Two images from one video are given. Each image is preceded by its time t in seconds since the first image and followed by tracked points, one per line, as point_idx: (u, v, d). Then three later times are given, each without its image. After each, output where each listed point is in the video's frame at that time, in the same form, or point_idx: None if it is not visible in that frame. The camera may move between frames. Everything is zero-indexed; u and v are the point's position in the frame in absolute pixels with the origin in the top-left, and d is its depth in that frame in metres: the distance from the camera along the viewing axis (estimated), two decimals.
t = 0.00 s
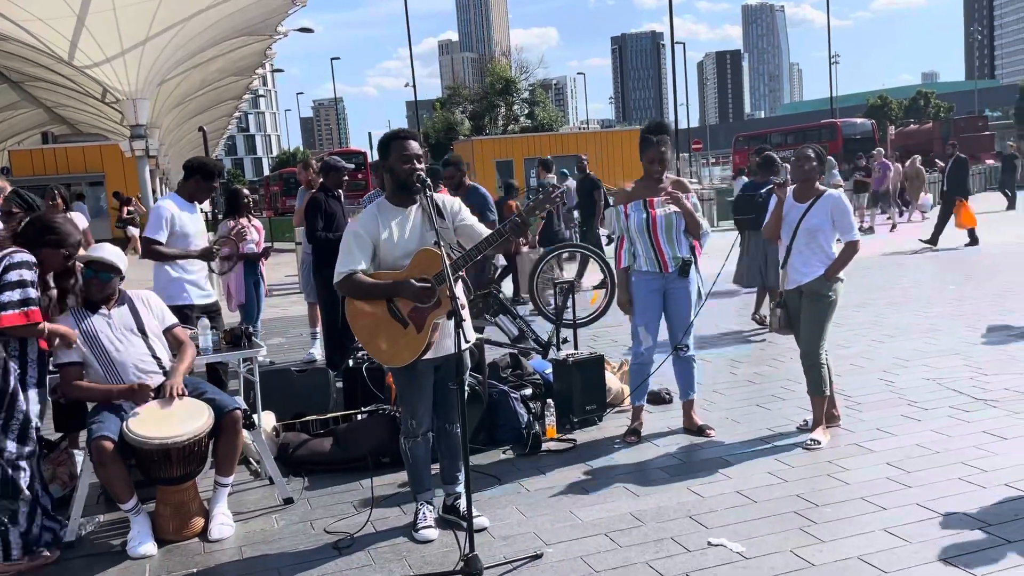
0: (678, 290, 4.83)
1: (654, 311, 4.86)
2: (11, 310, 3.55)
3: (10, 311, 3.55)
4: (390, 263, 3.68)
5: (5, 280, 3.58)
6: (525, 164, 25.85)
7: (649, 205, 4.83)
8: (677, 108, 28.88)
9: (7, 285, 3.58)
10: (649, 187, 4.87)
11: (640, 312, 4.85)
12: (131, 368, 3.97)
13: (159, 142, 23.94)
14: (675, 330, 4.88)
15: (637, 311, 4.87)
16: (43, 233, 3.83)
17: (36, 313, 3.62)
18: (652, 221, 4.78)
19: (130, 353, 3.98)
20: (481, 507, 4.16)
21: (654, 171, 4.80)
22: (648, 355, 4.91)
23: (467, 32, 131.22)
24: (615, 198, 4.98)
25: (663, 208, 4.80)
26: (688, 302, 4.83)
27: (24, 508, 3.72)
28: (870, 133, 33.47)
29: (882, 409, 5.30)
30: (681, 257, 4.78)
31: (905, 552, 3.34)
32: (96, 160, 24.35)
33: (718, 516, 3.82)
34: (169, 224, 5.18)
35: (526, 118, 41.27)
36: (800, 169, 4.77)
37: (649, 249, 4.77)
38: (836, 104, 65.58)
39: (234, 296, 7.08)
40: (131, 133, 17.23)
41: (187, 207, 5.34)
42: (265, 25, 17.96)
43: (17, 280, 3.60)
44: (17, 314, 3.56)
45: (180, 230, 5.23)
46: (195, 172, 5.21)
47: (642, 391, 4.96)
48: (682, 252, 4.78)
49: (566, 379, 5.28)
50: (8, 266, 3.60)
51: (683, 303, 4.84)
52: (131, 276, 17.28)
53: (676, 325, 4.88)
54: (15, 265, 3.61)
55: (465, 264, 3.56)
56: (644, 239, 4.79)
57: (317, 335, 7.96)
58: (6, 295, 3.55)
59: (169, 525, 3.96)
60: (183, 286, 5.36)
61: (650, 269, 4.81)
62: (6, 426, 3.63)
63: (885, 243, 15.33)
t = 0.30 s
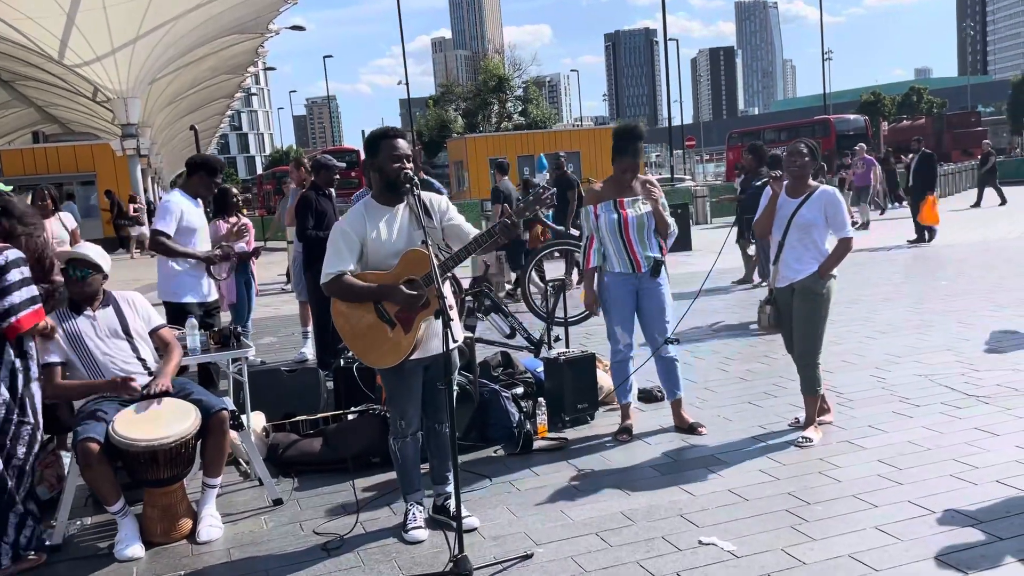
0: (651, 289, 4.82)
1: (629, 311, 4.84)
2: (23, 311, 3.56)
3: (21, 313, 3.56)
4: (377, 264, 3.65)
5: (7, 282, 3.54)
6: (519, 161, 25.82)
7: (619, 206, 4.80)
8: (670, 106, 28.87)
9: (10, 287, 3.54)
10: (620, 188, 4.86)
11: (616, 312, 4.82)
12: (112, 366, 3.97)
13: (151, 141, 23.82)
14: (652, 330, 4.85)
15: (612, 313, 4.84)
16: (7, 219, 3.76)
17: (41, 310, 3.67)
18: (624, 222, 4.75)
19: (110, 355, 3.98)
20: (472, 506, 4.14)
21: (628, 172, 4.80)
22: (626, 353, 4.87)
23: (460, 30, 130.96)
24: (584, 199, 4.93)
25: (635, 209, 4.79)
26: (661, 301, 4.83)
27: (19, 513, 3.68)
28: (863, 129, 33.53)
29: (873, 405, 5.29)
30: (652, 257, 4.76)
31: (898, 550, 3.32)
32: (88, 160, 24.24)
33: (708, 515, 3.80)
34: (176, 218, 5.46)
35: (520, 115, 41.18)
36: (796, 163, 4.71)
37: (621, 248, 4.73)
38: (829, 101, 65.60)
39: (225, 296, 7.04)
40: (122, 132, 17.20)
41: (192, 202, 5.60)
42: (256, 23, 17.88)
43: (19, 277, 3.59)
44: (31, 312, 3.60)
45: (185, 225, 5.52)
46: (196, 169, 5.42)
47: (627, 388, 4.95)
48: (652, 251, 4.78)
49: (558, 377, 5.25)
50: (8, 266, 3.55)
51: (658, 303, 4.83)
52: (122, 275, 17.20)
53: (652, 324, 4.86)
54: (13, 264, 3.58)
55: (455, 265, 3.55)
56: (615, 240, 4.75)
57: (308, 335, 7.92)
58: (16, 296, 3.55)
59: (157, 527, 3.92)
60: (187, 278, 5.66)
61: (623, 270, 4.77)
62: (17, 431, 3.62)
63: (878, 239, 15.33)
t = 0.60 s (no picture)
0: (641, 285, 4.80)
1: (622, 309, 4.82)
2: (42, 312, 3.72)
3: (37, 315, 3.69)
4: (368, 261, 3.63)
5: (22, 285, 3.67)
6: (515, 159, 25.78)
7: (609, 206, 4.75)
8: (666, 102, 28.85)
9: (28, 290, 3.69)
10: (608, 187, 4.81)
11: (608, 311, 4.78)
12: (105, 365, 3.92)
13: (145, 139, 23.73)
14: (640, 328, 4.85)
15: (603, 312, 4.80)
16: None
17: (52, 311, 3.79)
18: (617, 222, 4.69)
19: (102, 355, 3.93)
20: (466, 505, 4.11)
21: (617, 173, 4.77)
22: (617, 350, 4.85)
23: (456, 27, 130.74)
24: (571, 199, 4.85)
25: (625, 207, 4.75)
26: (650, 298, 4.82)
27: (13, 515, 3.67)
28: (858, 125, 33.55)
29: (869, 402, 5.27)
30: (642, 252, 4.75)
31: (894, 547, 3.31)
32: (82, 158, 24.15)
33: (703, 513, 3.78)
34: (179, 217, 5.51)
35: (516, 112, 41.13)
36: (796, 159, 4.70)
37: (614, 245, 4.69)
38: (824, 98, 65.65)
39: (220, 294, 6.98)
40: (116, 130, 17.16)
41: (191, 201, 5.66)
42: (251, 21, 17.82)
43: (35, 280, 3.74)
44: (47, 314, 3.75)
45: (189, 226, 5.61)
46: (194, 168, 5.55)
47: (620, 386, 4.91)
48: (641, 246, 4.76)
49: (553, 374, 5.22)
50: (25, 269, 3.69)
51: (648, 300, 4.83)
52: (116, 273, 17.13)
53: (640, 322, 4.86)
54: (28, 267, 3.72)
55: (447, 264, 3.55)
56: (609, 241, 4.70)
57: (303, 333, 7.89)
58: (35, 298, 3.70)
59: (148, 528, 3.89)
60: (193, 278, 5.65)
61: (616, 268, 4.74)
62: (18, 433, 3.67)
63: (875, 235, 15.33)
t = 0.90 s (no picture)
0: (640, 281, 4.79)
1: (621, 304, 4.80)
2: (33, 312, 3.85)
3: (31, 314, 3.84)
4: (362, 257, 3.60)
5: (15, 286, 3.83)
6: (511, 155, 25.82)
7: (612, 204, 4.74)
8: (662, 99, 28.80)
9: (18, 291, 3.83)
10: (607, 182, 4.80)
11: (608, 307, 4.75)
12: (96, 363, 3.88)
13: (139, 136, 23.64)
14: (640, 325, 4.85)
15: (602, 308, 4.77)
16: None
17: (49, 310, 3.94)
18: (620, 218, 4.69)
19: (95, 353, 3.88)
20: (462, 503, 4.09)
21: (619, 168, 4.76)
22: (615, 346, 4.83)
23: (451, 24, 130.52)
24: (571, 194, 4.81)
25: (626, 202, 4.77)
26: (650, 294, 4.82)
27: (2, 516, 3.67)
28: (854, 121, 33.59)
29: (866, 398, 5.25)
30: (642, 247, 4.75)
31: (891, 544, 3.29)
32: (76, 155, 24.06)
33: (699, 510, 3.76)
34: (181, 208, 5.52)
35: (511, 109, 41.09)
36: (796, 155, 4.70)
37: (617, 240, 4.66)
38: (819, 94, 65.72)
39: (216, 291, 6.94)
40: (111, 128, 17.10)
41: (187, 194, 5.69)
42: (245, 18, 17.76)
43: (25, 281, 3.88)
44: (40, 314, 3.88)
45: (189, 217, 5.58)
46: (190, 161, 5.59)
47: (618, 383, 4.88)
48: (641, 241, 4.77)
49: (548, 371, 5.20)
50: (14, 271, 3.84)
51: (648, 296, 4.83)
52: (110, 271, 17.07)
53: (640, 319, 4.85)
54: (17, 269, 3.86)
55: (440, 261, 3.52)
56: (612, 237, 4.67)
57: (297, 330, 7.86)
58: (25, 299, 3.85)
59: (141, 527, 3.86)
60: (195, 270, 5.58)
61: (618, 264, 4.70)
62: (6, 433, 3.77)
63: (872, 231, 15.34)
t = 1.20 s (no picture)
0: (656, 276, 4.80)
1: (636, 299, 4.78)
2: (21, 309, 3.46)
3: (19, 308, 3.45)
4: (362, 252, 3.57)
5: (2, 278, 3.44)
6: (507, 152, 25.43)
7: (633, 197, 4.70)
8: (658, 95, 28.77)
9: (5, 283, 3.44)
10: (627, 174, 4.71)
11: (623, 303, 4.75)
12: (95, 357, 3.84)
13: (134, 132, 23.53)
14: (652, 321, 4.87)
15: (619, 304, 4.75)
16: None
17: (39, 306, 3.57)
18: (642, 212, 4.67)
19: (94, 347, 3.84)
20: (463, 500, 4.07)
21: (641, 162, 4.65)
22: (624, 342, 4.83)
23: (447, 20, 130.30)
24: (593, 185, 4.71)
25: (646, 193, 4.76)
26: (665, 290, 4.83)
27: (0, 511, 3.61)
28: (850, 118, 33.65)
29: (867, 394, 5.24)
30: (659, 242, 4.76)
31: (898, 541, 3.27)
32: (71, 151, 23.95)
33: (703, 507, 3.74)
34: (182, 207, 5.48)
35: (507, 105, 41.06)
36: (802, 151, 4.68)
37: (639, 235, 4.64)
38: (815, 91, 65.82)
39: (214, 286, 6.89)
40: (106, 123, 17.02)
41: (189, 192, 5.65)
42: (240, 15, 17.67)
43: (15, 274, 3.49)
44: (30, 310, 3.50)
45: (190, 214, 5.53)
46: (191, 159, 5.58)
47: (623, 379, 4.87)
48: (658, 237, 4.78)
49: (549, 367, 5.17)
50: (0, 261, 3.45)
51: (662, 292, 4.83)
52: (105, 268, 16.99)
53: (652, 315, 4.86)
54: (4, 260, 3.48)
55: (440, 258, 3.50)
56: (634, 229, 4.64)
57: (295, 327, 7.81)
58: (13, 293, 3.45)
59: (141, 524, 3.84)
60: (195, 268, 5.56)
61: (637, 259, 4.68)
62: None
63: (869, 227, 15.37)
